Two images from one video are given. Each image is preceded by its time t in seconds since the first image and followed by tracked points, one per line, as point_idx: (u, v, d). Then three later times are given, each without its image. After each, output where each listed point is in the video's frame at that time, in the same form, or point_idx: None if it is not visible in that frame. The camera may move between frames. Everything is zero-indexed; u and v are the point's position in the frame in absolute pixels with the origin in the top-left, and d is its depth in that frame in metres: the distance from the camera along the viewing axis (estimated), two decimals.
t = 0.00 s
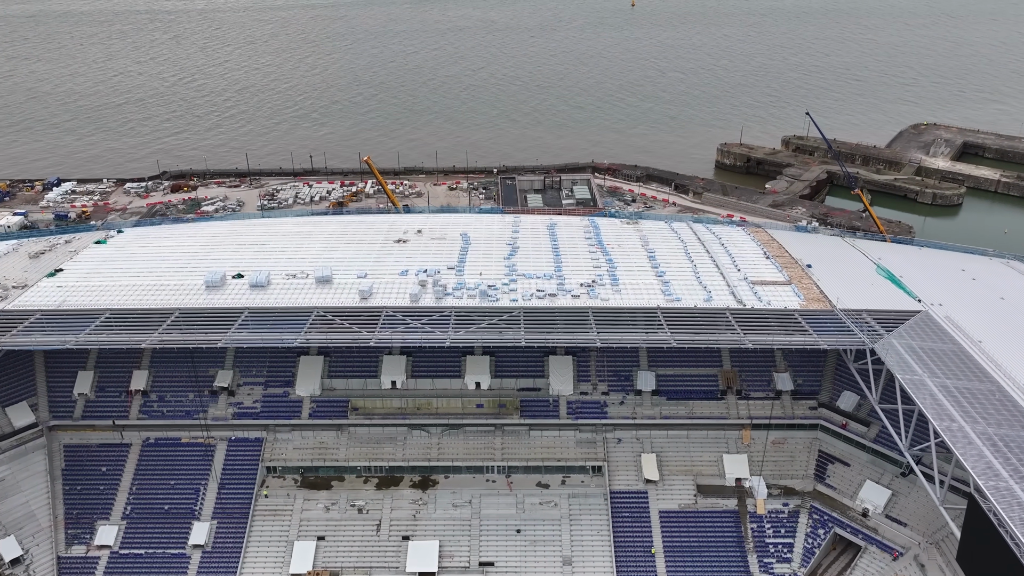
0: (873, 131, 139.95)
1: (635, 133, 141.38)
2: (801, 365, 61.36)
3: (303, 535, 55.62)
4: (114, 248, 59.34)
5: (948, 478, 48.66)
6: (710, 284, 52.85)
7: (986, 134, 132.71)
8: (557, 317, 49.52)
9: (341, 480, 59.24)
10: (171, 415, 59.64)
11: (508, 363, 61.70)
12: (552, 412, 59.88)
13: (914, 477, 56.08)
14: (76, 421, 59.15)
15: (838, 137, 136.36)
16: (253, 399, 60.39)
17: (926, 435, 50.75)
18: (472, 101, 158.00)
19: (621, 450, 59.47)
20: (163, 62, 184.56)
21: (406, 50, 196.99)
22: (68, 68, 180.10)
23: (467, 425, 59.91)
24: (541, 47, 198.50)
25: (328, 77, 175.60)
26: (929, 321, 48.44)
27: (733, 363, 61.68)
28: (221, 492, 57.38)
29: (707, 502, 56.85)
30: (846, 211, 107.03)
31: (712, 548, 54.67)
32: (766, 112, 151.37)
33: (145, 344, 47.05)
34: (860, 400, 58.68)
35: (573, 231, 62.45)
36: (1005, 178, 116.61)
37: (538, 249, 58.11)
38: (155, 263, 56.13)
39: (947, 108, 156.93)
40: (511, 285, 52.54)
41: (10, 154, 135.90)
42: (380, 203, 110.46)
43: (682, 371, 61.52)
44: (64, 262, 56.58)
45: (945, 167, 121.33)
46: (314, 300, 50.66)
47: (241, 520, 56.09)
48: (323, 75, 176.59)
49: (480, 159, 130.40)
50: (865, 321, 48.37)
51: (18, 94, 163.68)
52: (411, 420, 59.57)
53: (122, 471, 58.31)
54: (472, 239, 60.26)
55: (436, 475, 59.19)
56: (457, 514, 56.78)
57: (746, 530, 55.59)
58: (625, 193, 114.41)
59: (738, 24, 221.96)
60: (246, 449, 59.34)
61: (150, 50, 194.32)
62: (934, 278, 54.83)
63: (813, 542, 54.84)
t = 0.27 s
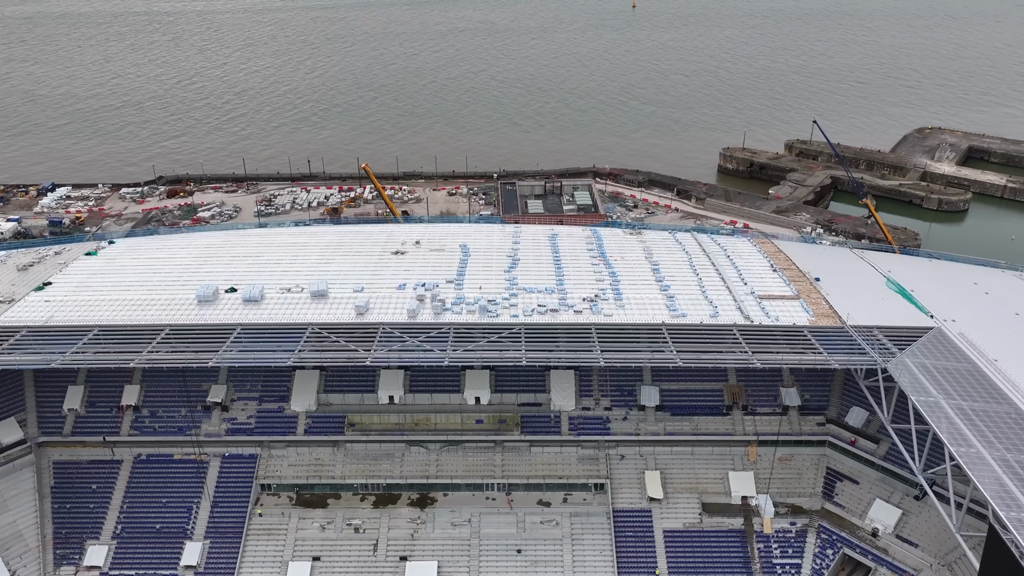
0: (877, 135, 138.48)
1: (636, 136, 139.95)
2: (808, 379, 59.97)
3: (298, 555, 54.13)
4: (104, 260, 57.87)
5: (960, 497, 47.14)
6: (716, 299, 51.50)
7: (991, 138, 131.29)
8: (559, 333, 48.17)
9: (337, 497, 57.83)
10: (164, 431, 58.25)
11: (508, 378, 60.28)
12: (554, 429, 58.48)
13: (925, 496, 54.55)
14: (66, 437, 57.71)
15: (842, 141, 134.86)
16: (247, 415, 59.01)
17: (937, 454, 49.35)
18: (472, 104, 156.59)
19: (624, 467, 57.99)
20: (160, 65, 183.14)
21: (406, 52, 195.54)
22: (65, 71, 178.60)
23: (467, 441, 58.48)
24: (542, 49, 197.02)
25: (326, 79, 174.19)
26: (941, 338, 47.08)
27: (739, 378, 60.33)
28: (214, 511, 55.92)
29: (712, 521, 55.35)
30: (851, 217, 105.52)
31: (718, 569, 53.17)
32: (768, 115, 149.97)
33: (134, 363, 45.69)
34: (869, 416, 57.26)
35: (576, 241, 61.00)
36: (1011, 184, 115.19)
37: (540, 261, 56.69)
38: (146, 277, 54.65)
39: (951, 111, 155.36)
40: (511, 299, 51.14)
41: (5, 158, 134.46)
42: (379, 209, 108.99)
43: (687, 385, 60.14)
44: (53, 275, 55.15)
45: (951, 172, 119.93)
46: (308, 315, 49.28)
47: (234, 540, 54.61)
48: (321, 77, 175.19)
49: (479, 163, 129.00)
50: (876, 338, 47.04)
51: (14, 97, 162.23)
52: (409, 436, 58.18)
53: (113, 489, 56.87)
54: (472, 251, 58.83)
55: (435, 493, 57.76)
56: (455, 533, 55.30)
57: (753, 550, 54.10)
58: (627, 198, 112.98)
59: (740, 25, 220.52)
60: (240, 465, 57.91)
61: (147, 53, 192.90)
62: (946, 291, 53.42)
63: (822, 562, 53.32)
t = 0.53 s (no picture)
0: (881, 139, 136.97)
1: (637, 140, 138.51)
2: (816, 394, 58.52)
3: None
4: (95, 273, 56.42)
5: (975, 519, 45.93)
6: (722, 314, 50.10)
7: (997, 142, 129.78)
8: (561, 351, 46.76)
9: (333, 516, 56.38)
10: (156, 448, 56.84)
11: (509, 393, 58.78)
12: (555, 445, 57.04)
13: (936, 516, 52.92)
14: (56, 454, 56.32)
15: (846, 145, 133.36)
16: (241, 431, 57.58)
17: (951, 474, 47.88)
18: (472, 107, 155.19)
19: (627, 485, 56.51)
20: (158, 67, 181.83)
21: (405, 54, 194.11)
22: (61, 73, 177.26)
23: (466, 458, 57.02)
24: (542, 51, 195.45)
25: (325, 82, 172.87)
26: (956, 356, 45.62)
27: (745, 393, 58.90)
28: (206, 530, 54.42)
29: (718, 541, 53.68)
30: (856, 223, 104.03)
31: None
32: (771, 118, 148.56)
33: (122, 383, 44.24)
34: (879, 433, 55.79)
35: (578, 253, 59.59)
36: (1018, 189, 113.69)
37: (541, 274, 55.24)
38: (136, 291, 53.19)
39: (956, 114, 153.79)
40: (511, 314, 49.67)
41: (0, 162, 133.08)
42: (377, 214, 107.53)
43: (692, 400, 58.69)
44: (41, 288, 53.74)
45: (956, 176, 118.44)
46: (303, 332, 47.85)
47: (227, 560, 53.07)
48: (320, 80, 173.83)
49: (479, 168, 127.58)
50: (889, 356, 45.60)
51: (10, 100, 160.90)
52: (407, 453, 56.75)
53: (103, 507, 55.42)
54: (471, 263, 57.42)
55: (433, 511, 56.30)
56: (454, 554, 53.80)
57: (760, 571, 52.49)
58: (629, 204, 111.52)
59: (742, 27, 218.96)
60: (234, 483, 56.51)
61: (144, 55, 191.60)
62: (959, 306, 51.97)
63: None
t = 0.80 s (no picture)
0: (886, 143, 135.47)
1: (639, 144, 136.90)
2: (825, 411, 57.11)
3: None
4: (83, 286, 54.83)
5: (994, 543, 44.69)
6: (729, 330, 48.58)
7: (1003, 147, 128.31)
8: (564, 369, 45.38)
9: (329, 535, 54.90)
10: (147, 466, 55.40)
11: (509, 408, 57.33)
12: (557, 462, 55.58)
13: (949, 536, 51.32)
14: (44, 472, 54.82)
15: (850, 149, 131.91)
16: (235, 448, 56.15)
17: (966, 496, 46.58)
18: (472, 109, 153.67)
19: (631, 503, 54.98)
20: (155, 70, 180.38)
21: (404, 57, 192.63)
22: (58, 76, 175.80)
23: (466, 475, 55.52)
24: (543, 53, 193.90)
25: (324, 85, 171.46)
26: (972, 375, 44.15)
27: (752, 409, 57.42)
28: (198, 551, 52.84)
29: (725, 562, 52.14)
30: (862, 229, 102.49)
31: None
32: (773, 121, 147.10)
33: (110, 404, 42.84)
34: (890, 450, 54.32)
35: (580, 265, 58.14)
36: None
37: (543, 287, 53.79)
38: (126, 306, 51.60)
39: (961, 117, 152.22)
40: (512, 331, 48.20)
41: None
42: (376, 220, 106.06)
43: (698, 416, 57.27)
44: (28, 302, 52.23)
45: (962, 182, 116.97)
46: (298, 349, 46.43)
47: None
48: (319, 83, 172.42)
49: (479, 173, 126.16)
50: (903, 376, 44.14)
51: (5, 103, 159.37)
52: (405, 470, 55.35)
53: (93, 526, 53.88)
54: (471, 276, 56.02)
55: (432, 531, 54.85)
56: None
57: None
58: (631, 209, 110.09)
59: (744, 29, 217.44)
60: (227, 501, 55.07)
61: (142, 57, 190.08)
62: (973, 321, 50.43)
63: None
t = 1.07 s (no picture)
0: (890, 147, 134.05)
1: (641, 148, 135.46)
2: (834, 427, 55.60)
3: None
4: (72, 300, 53.35)
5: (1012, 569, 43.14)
6: (737, 347, 47.07)
7: (1009, 151, 126.89)
8: (566, 389, 43.91)
9: (325, 556, 53.41)
10: (138, 484, 53.90)
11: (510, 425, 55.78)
12: (559, 481, 54.11)
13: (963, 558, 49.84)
14: (32, 491, 53.33)
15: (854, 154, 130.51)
16: (229, 466, 54.66)
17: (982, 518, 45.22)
18: (472, 112, 152.20)
19: (635, 523, 53.46)
20: (153, 72, 179.02)
21: (404, 59, 191.09)
22: (55, 78, 174.45)
23: (466, 494, 54.04)
24: (543, 55, 192.32)
25: (323, 87, 170.10)
26: (988, 396, 42.66)
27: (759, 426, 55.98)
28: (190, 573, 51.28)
29: None
30: (867, 236, 101.03)
31: None
32: (776, 125, 145.68)
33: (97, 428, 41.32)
34: (901, 469, 52.88)
35: (583, 277, 56.64)
36: None
37: (545, 302, 52.32)
38: (115, 321, 50.16)
39: (966, 121, 150.62)
40: (513, 348, 46.72)
41: None
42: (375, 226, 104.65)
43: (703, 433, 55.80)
44: (16, 318, 50.79)
45: (969, 187, 115.55)
46: (291, 367, 44.94)
47: None
48: (317, 86, 171.05)
49: (479, 178, 124.76)
50: (918, 396, 42.64)
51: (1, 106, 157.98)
52: (403, 489, 53.86)
53: (82, 547, 52.33)
54: (471, 288, 54.57)
55: (431, 551, 53.36)
56: None
57: None
58: (633, 215, 108.63)
59: (746, 31, 215.90)
60: (220, 520, 53.58)
61: (139, 59, 188.66)
62: (987, 337, 48.95)
63: None
